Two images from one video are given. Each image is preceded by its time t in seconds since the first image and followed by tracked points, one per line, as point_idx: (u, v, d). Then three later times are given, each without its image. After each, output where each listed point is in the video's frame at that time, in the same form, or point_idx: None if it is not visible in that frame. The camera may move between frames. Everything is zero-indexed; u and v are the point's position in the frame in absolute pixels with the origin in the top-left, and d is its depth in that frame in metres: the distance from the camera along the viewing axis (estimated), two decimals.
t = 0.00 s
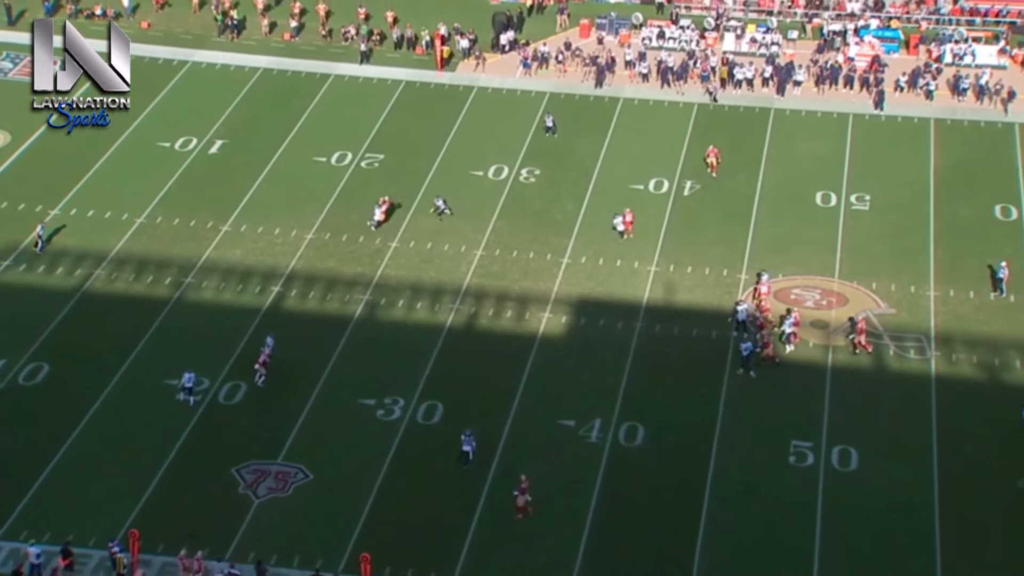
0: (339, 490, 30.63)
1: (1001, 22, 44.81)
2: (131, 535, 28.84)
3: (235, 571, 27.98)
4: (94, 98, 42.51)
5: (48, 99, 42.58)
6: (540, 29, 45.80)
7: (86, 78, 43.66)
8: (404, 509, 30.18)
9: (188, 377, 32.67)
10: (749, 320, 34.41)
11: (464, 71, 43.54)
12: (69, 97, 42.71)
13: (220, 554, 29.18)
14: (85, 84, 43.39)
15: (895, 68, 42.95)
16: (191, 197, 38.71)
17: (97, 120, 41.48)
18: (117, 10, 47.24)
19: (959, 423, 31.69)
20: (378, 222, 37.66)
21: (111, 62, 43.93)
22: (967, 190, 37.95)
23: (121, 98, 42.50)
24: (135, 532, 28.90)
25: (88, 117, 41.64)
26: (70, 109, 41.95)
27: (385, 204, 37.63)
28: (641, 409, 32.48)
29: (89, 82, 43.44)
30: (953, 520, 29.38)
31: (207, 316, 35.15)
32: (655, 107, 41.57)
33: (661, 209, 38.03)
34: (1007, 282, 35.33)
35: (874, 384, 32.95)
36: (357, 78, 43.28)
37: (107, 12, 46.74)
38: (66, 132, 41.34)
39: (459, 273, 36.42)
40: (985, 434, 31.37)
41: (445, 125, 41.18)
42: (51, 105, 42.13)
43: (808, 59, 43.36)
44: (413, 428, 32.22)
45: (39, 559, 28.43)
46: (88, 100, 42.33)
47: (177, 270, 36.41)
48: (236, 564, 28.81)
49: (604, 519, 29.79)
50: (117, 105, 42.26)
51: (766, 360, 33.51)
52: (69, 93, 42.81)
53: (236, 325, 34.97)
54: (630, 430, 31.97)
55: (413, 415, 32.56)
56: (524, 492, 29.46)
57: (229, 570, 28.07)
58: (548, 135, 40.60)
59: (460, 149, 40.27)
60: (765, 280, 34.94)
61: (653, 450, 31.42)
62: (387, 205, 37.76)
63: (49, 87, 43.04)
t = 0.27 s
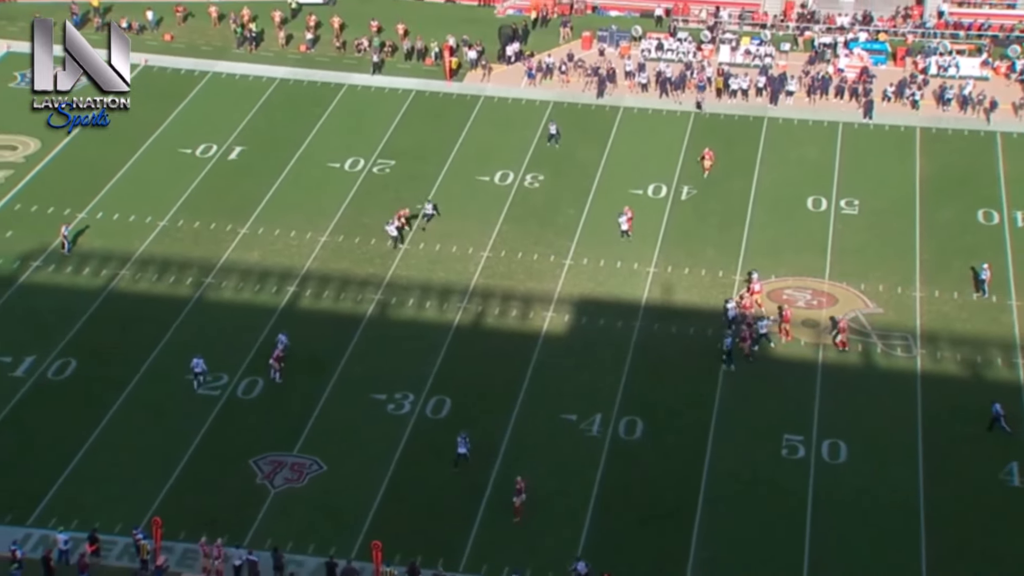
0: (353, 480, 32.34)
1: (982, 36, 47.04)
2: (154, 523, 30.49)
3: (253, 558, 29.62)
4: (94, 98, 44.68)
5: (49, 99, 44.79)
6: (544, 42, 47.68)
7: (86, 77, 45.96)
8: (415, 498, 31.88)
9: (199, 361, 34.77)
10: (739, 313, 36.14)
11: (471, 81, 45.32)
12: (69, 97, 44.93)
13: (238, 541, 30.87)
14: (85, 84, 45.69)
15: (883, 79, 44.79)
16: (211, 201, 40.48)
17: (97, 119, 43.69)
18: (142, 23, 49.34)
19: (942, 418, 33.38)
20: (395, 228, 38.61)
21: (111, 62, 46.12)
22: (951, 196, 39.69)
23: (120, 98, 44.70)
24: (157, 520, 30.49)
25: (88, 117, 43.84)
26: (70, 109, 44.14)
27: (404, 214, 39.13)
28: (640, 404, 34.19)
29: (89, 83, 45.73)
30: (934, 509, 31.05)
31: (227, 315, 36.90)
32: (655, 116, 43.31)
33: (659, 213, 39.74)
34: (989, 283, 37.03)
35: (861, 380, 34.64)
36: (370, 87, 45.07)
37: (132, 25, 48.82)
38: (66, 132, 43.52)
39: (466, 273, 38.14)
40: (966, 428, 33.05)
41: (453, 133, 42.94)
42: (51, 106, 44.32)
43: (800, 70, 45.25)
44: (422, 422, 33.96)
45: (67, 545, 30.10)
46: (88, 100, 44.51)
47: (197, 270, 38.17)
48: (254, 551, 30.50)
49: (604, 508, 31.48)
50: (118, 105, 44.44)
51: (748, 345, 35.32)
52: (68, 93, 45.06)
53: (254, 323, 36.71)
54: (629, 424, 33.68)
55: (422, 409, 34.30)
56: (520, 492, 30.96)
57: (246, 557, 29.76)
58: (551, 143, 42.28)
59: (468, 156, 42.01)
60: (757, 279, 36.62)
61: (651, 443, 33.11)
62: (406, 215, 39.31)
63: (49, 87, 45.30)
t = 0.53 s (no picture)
0: (359, 474, 33.39)
1: (972, 42, 48.26)
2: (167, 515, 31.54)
3: (262, 550, 30.66)
4: (95, 97, 46.09)
5: (48, 98, 46.15)
6: (546, 47, 48.77)
7: (85, 77, 47.49)
8: (420, 492, 32.93)
9: (203, 346, 36.20)
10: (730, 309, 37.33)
11: (475, 86, 46.42)
12: (68, 97, 46.37)
13: (248, 533, 31.92)
14: (84, 84, 47.19)
15: (874, 84, 45.84)
16: (222, 203, 41.56)
17: (97, 119, 45.04)
18: (154, 29, 50.48)
19: (931, 414, 34.40)
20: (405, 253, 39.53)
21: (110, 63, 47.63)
22: (942, 199, 40.73)
23: (120, 99, 46.13)
24: (169, 512, 31.53)
25: (87, 117, 45.20)
26: (70, 109, 45.51)
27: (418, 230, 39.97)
28: (638, 401, 35.25)
29: (88, 83, 47.22)
30: (922, 503, 32.06)
31: (237, 313, 37.96)
32: (653, 119, 44.37)
33: (658, 214, 40.78)
34: (977, 283, 38.07)
35: (853, 377, 35.68)
36: (376, 92, 46.15)
37: (145, 31, 50.01)
38: (66, 131, 44.79)
39: (470, 273, 39.19)
40: (954, 424, 34.06)
41: (457, 136, 44.00)
42: (51, 105, 45.67)
43: (794, 75, 46.35)
44: (427, 418, 35.01)
45: (82, 537, 31.14)
46: (88, 100, 45.93)
47: (208, 270, 39.24)
48: (263, 542, 31.56)
49: (602, 502, 32.52)
50: (117, 105, 45.83)
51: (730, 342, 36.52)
52: (67, 93, 46.52)
53: (263, 322, 37.77)
54: (627, 420, 34.73)
55: (426, 405, 35.37)
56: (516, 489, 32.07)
57: (255, 549, 30.82)
58: (552, 146, 43.33)
59: (472, 159, 43.07)
60: (745, 274, 38.08)
61: (648, 439, 34.15)
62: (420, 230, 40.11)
63: (48, 87, 46.71)
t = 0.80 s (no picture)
0: (365, 474, 33.30)
1: (983, 42, 47.87)
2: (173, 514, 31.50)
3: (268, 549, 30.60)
4: (95, 97, 46.10)
5: (48, 98, 46.12)
6: (554, 47, 48.69)
7: (85, 77, 47.44)
8: (426, 491, 32.84)
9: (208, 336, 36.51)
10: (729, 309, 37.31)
11: (482, 85, 46.35)
12: (69, 97, 46.28)
13: (254, 531, 31.88)
14: (85, 84, 47.10)
15: (883, 84, 45.73)
16: (229, 202, 41.52)
17: (97, 119, 45.03)
18: (161, 27, 50.57)
19: (938, 415, 34.25)
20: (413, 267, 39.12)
21: (111, 63, 47.74)
22: (950, 199, 40.56)
23: (120, 99, 46.12)
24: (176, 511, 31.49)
25: (87, 117, 45.20)
26: (70, 109, 45.49)
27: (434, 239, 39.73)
28: (645, 401, 35.13)
29: (89, 83, 47.14)
30: (930, 504, 31.92)
31: (244, 312, 37.92)
32: (661, 119, 44.28)
33: (666, 214, 40.67)
34: (985, 283, 37.92)
35: (860, 378, 35.55)
36: (383, 91, 46.10)
37: (152, 30, 50.08)
38: (67, 131, 44.74)
39: (477, 273, 39.11)
40: (962, 425, 33.90)
41: (464, 136, 43.91)
42: (51, 105, 45.62)
43: (802, 75, 46.23)
44: (433, 417, 34.94)
45: (88, 535, 31.11)
46: (88, 100, 45.92)
47: (215, 269, 39.21)
48: (269, 542, 31.52)
49: (609, 502, 32.41)
50: (116, 104, 45.93)
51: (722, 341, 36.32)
52: (68, 92, 46.45)
53: (269, 321, 37.70)
54: (634, 420, 34.61)
55: (434, 404, 35.29)
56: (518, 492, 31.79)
57: (261, 547, 30.77)
58: (560, 145, 43.33)
59: (479, 158, 43.00)
60: (744, 272, 38.00)
61: (655, 439, 34.03)
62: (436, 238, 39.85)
63: (49, 87, 46.64)
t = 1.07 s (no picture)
0: (360, 503, 28.34)
1: None
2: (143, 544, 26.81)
3: None
4: (93, 97, 39.85)
5: (47, 99, 39.97)
6: (582, 11, 43.72)
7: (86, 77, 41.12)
8: (431, 524, 27.86)
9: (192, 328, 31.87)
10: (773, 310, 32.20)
11: (501, 55, 41.35)
12: (69, 96, 40.19)
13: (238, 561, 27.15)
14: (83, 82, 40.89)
15: (967, 53, 40.60)
16: (211, 187, 36.64)
17: (97, 120, 39.00)
18: None
19: None
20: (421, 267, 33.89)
21: (111, 61, 41.22)
22: None
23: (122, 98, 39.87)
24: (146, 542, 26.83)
25: (88, 118, 39.12)
26: (70, 109, 39.43)
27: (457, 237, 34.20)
28: (688, 418, 30.04)
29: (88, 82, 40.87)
30: None
31: (225, 312, 33.01)
32: (705, 95, 39.24)
33: (710, 203, 35.60)
34: None
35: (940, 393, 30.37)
36: (386, 60, 41.15)
37: None
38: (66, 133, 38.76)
39: (493, 270, 34.13)
40: None
41: (481, 116, 38.84)
42: (50, 106, 39.59)
43: (871, 43, 41.23)
44: (441, 435, 29.93)
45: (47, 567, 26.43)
46: (88, 101, 39.70)
47: (194, 263, 34.33)
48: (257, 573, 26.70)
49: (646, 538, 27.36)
50: (116, 104, 39.63)
51: (765, 356, 31.32)
52: (67, 93, 40.29)
53: (254, 323, 32.76)
54: (673, 440, 29.54)
55: (444, 420, 30.27)
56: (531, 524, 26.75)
57: None
58: (590, 124, 38.27)
59: (495, 138, 38.00)
60: (787, 268, 32.78)
61: (701, 463, 28.96)
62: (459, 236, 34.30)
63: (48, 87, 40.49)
